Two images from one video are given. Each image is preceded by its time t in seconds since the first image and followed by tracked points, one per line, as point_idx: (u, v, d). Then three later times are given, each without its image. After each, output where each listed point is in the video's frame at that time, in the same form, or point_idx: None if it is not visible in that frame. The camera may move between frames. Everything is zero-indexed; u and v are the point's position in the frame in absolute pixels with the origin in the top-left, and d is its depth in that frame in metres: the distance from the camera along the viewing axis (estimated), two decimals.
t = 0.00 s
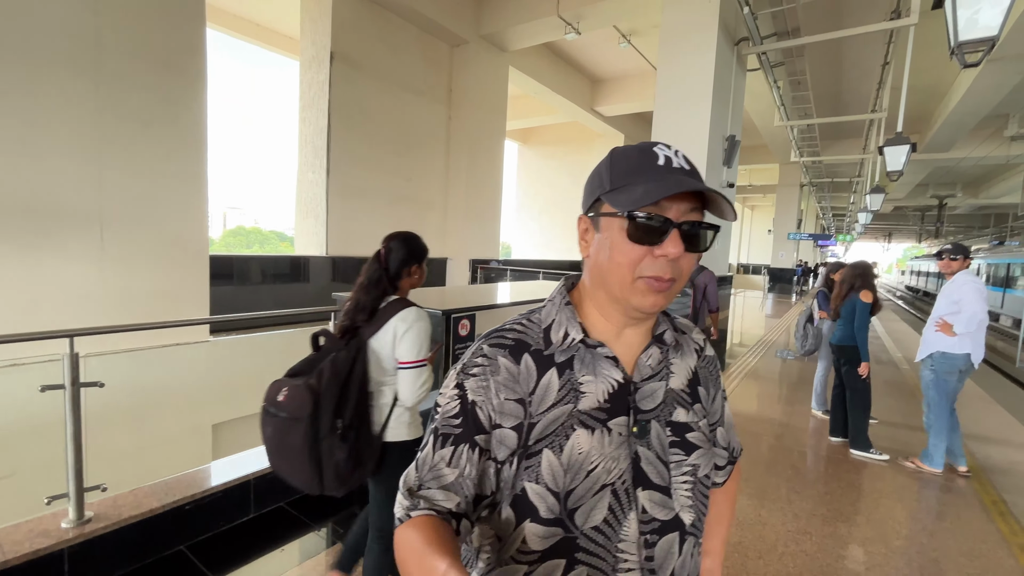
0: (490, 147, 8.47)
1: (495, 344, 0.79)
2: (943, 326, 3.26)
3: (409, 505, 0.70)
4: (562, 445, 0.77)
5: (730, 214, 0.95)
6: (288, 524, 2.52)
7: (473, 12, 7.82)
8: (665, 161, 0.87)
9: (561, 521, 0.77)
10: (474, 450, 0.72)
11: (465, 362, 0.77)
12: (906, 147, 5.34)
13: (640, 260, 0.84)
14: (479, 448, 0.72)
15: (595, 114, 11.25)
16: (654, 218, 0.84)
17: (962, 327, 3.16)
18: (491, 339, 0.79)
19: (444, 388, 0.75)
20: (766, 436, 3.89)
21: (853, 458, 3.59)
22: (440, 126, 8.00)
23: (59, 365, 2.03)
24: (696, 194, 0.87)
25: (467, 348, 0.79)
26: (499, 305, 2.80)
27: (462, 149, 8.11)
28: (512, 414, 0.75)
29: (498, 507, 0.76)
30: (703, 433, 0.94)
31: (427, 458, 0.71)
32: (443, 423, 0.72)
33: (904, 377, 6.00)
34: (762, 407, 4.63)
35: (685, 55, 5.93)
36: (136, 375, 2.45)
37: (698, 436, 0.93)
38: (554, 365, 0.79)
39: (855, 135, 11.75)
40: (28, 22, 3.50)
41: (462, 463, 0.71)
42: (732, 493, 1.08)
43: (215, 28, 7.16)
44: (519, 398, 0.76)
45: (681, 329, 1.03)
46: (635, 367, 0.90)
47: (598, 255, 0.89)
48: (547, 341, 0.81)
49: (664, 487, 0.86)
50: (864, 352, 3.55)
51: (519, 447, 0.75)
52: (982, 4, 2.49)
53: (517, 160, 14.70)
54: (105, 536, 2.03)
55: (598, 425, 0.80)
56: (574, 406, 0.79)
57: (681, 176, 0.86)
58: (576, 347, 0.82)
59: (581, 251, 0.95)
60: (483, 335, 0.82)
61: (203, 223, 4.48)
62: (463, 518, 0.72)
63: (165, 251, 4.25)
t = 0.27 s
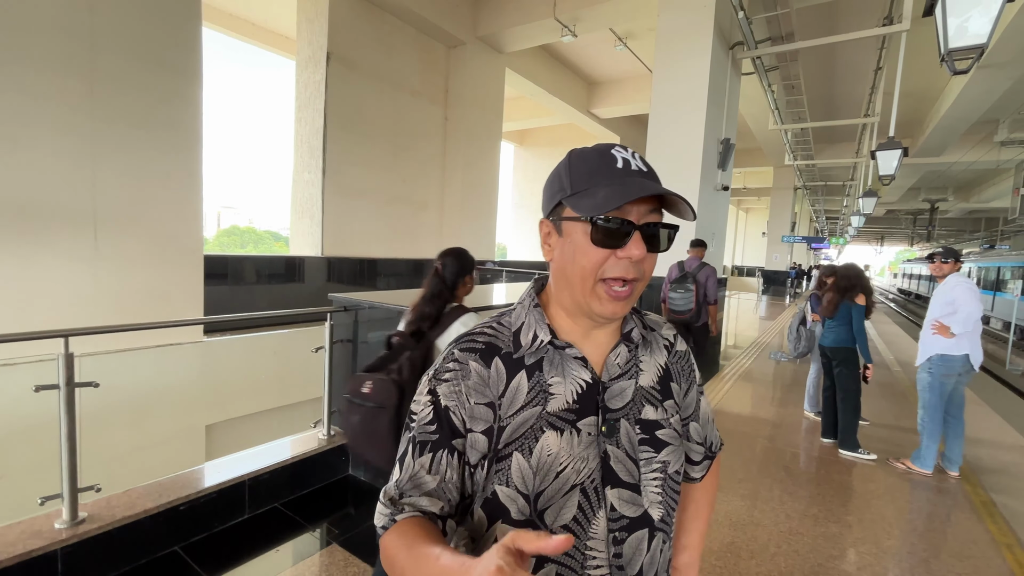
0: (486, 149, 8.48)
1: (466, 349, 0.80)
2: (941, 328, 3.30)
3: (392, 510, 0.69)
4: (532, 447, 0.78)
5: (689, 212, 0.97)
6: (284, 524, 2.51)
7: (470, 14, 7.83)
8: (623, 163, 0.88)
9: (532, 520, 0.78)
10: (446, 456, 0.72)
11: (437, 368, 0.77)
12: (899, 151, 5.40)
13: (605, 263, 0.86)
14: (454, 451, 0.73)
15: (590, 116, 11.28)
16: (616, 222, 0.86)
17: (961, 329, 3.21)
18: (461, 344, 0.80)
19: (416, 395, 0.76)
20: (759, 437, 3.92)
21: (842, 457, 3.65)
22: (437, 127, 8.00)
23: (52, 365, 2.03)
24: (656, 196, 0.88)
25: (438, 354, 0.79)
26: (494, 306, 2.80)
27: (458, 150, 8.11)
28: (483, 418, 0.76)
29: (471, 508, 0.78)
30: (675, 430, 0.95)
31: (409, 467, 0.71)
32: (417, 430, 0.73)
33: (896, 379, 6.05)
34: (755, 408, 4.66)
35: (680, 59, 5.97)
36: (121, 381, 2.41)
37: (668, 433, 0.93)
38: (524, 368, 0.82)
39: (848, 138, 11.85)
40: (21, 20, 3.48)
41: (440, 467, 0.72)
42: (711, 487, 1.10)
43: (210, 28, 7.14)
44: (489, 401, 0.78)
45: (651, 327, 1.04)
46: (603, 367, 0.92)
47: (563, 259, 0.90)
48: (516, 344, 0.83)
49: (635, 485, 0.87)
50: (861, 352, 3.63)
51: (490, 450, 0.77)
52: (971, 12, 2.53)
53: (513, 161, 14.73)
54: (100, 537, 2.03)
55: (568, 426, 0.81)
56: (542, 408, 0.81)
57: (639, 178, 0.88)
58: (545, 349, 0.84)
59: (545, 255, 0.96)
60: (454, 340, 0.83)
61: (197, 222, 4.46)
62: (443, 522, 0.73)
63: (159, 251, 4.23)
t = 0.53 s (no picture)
0: (485, 147, 8.49)
1: (439, 349, 0.78)
2: (948, 330, 3.29)
3: (373, 516, 0.68)
4: (508, 445, 0.79)
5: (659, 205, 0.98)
6: (284, 520, 2.52)
7: (470, 12, 7.83)
8: (595, 160, 0.89)
9: (510, 516, 0.79)
10: (424, 458, 0.71)
11: (409, 369, 0.76)
12: (896, 152, 5.43)
13: (584, 260, 0.87)
14: (432, 453, 0.72)
15: (590, 116, 11.30)
16: (593, 219, 0.86)
17: (969, 330, 3.22)
18: (433, 345, 0.79)
19: (389, 397, 0.74)
20: (754, 436, 3.96)
21: (837, 455, 3.69)
22: (436, 126, 8.00)
23: (56, 360, 2.06)
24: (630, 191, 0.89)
25: (410, 355, 0.77)
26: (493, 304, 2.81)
27: (458, 149, 8.12)
28: (459, 419, 0.76)
29: (448, 508, 0.77)
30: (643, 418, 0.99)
31: (389, 472, 0.69)
32: (393, 434, 0.71)
33: (892, 379, 6.08)
34: (751, 408, 4.69)
35: (679, 59, 5.98)
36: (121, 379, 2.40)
37: (637, 422, 0.96)
38: (498, 367, 0.82)
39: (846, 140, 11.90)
40: (21, 15, 3.48)
41: (418, 469, 0.70)
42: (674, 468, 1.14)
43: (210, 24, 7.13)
44: (465, 402, 0.77)
45: (619, 318, 1.07)
46: (575, 362, 0.94)
47: (539, 257, 0.90)
48: (489, 343, 0.83)
49: (606, 474, 0.89)
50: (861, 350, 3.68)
51: (466, 450, 0.76)
52: (969, 15, 2.54)
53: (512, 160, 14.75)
54: (102, 531, 2.04)
55: (541, 423, 0.83)
56: (517, 406, 0.81)
57: (610, 175, 0.89)
58: (518, 348, 0.84)
59: (517, 253, 0.95)
60: (424, 341, 0.81)
61: (196, 219, 4.47)
62: (422, 523, 0.72)
63: (157, 248, 4.22)
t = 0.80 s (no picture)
0: (486, 144, 8.48)
1: (410, 363, 0.73)
2: (954, 329, 3.29)
3: (351, 538, 0.64)
4: (485, 456, 0.78)
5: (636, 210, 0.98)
6: (285, 515, 2.53)
7: (471, 9, 7.81)
8: (575, 167, 0.86)
9: (488, 521, 0.79)
10: (400, 479, 0.67)
11: (377, 386, 0.70)
12: (895, 152, 5.44)
13: (568, 273, 0.85)
14: (409, 470, 0.69)
15: (590, 113, 11.30)
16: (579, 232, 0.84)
17: (973, 329, 3.23)
18: (402, 359, 0.73)
19: (357, 416, 0.69)
20: (752, 433, 3.98)
21: (834, 453, 3.72)
22: (436, 123, 7.99)
23: (60, 355, 2.02)
24: (614, 200, 0.88)
25: (377, 370, 0.72)
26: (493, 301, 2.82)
27: (458, 145, 8.11)
28: (435, 437, 0.74)
29: (425, 520, 0.75)
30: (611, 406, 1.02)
31: (365, 496, 0.64)
32: (364, 455, 0.66)
33: (889, 377, 6.12)
34: (749, 405, 4.71)
35: (680, 57, 5.98)
36: (123, 374, 2.40)
37: (604, 413, 0.98)
38: (471, 380, 0.79)
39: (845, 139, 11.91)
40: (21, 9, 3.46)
41: (396, 486, 0.67)
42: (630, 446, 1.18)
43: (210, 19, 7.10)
44: (439, 418, 0.75)
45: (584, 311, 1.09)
46: (547, 365, 0.96)
47: (520, 268, 0.87)
48: (460, 355, 0.80)
49: (577, 469, 0.91)
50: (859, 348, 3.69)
51: (441, 467, 0.74)
52: (970, 15, 2.55)
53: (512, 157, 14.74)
54: (104, 525, 2.04)
55: (516, 431, 0.82)
56: (491, 418, 0.79)
57: (590, 183, 0.88)
58: (490, 358, 0.82)
59: (490, 261, 0.90)
60: (391, 352, 0.75)
61: (196, 215, 4.46)
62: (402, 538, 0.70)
63: (157, 244, 4.22)
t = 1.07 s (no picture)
0: (483, 142, 8.48)
1: (415, 356, 0.74)
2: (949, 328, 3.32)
3: (361, 529, 0.67)
4: (486, 441, 0.79)
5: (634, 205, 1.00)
6: (282, 512, 2.54)
7: (468, 6, 7.80)
8: (571, 165, 0.88)
9: (489, 505, 0.80)
10: (404, 464, 0.69)
11: (383, 378, 0.71)
12: (890, 152, 5.47)
13: (567, 266, 0.86)
14: (414, 458, 0.71)
15: (587, 112, 11.31)
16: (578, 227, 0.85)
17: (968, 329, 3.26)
18: (407, 353, 0.74)
19: (364, 409, 0.70)
20: (746, 431, 4.01)
21: (827, 450, 3.76)
22: (433, 121, 7.98)
23: (55, 352, 2.02)
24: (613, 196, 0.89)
25: (383, 362, 0.73)
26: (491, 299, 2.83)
27: (455, 143, 8.10)
28: (439, 425, 0.74)
29: (427, 506, 0.77)
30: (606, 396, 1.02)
31: (371, 483, 0.66)
32: (371, 444, 0.67)
33: (883, 376, 6.17)
34: (744, 403, 4.75)
35: (677, 56, 5.99)
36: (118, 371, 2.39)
37: (601, 402, 0.99)
38: (474, 369, 0.80)
39: (841, 138, 11.97)
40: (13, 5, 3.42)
41: (404, 475, 0.70)
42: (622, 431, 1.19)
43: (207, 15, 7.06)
44: (444, 406, 0.76)
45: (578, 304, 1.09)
46: (544, 355, 0.95)
47: (521, 263, 0.88)
48: (463, 345, 0.80)
49: (575, 455, 0.92)
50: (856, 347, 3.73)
51: (444, 452, 0.75)
52: (964, 16, 2.57)
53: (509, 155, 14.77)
54: (101, 522, 2.04)
55: (517, 418, 0.83)
56: (492, 405, 0.80)
57: (587, 178, 0.89)
58: (492, 348, 0.83)
59: (491, 255, 0.91)
60: (396, 346, 0.76)
61: (193, 212, 4.45)
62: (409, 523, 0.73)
63: (153, 241, 4.21)
